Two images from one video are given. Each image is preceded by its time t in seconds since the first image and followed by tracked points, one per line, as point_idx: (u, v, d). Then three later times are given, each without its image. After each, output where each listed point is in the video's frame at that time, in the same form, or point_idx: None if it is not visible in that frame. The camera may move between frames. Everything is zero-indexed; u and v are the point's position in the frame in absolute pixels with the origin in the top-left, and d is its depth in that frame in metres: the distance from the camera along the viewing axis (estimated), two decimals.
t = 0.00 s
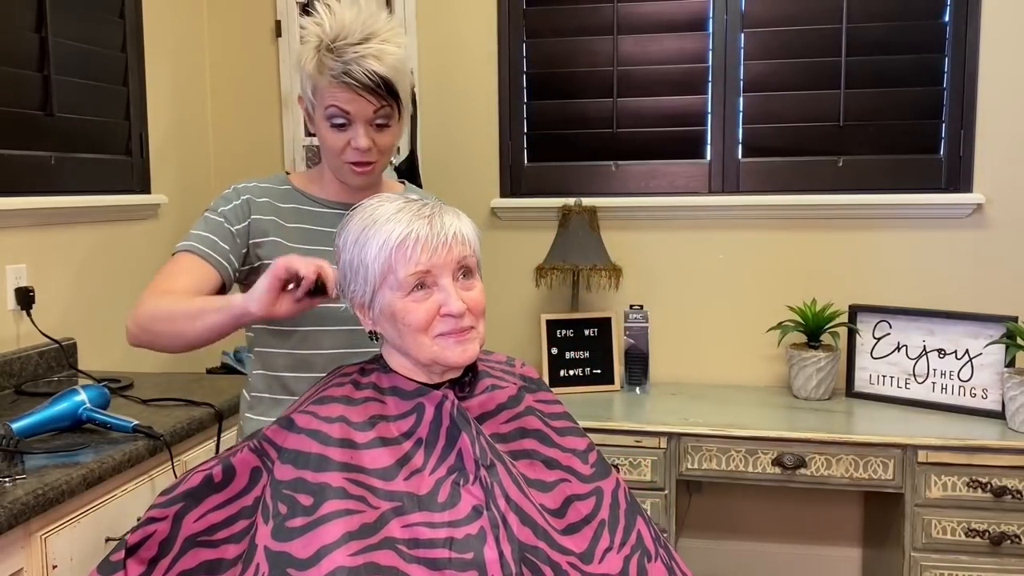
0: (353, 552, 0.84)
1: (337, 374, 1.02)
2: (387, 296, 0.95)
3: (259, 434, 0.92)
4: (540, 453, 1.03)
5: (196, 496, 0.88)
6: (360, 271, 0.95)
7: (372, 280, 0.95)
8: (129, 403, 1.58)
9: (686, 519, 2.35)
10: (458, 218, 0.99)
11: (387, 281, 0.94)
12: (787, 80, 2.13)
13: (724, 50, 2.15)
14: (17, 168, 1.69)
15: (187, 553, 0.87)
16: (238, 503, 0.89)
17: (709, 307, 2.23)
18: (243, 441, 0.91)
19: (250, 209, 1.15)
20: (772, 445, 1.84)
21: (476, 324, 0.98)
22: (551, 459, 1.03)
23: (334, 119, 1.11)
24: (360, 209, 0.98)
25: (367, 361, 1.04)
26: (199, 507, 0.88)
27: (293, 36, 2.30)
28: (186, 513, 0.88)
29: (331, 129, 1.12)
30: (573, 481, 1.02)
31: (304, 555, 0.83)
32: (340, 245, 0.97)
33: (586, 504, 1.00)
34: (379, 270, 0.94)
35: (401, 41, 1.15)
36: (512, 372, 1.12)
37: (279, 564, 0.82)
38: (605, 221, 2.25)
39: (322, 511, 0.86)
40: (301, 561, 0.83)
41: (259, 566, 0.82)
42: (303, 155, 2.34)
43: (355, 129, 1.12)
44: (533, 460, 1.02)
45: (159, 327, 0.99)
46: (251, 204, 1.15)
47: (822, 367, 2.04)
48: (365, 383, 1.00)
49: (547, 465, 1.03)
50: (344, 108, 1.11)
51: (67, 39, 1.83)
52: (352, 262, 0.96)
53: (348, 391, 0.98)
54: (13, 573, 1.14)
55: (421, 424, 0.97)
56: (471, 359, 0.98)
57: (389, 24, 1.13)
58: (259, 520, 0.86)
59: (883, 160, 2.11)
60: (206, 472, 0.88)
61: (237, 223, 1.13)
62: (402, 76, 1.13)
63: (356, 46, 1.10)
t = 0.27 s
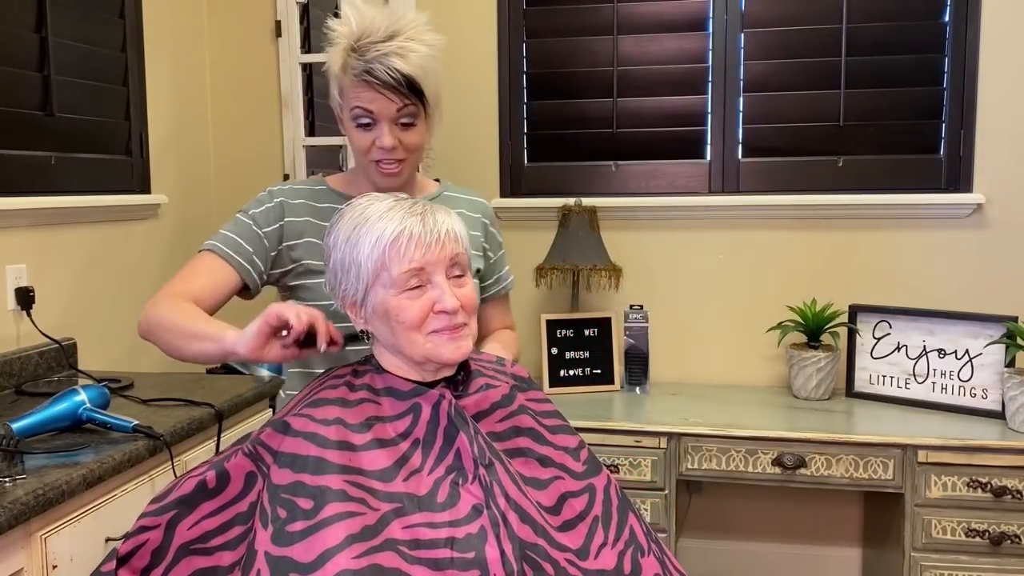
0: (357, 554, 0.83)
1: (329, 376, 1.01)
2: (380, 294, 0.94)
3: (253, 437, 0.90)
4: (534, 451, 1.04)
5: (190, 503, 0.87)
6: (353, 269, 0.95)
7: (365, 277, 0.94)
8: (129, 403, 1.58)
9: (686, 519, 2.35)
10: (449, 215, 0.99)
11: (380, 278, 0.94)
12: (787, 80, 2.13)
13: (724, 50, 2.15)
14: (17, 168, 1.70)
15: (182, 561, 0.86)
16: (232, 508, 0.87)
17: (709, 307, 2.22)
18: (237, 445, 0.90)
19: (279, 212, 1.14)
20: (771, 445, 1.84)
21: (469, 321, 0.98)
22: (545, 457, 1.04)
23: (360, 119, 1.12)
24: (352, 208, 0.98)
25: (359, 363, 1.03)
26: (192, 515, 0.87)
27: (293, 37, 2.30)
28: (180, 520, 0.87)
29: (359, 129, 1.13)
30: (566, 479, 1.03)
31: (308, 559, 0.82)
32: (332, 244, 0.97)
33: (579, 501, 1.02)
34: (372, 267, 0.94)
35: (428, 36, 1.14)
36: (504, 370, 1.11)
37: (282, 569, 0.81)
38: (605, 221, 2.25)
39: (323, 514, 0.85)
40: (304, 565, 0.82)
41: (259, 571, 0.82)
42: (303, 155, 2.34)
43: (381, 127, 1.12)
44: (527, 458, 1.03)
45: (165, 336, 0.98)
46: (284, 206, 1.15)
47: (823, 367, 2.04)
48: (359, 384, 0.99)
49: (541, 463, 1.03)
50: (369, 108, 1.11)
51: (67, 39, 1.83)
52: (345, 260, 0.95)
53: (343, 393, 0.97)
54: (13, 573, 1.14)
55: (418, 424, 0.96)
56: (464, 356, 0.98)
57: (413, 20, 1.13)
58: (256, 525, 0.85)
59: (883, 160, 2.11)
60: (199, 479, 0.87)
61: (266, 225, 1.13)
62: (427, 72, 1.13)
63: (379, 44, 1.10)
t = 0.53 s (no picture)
0: (364, 558, 0.83)
1: (322, 377, 0.99)
2: (385, 287, 0.94)
3: (249, 441, 0.88)
4: (529, 450, 1.04)
5: (185, 510, 0.83)
6: (359, 262, 0.95)
7: (371, 271, 0.94)
8: (129, 403, 1.58)
9: (686, 519, 2.35)
10: (454, 217, 1.00)
11: (386, 272, 0.94)
12: (787, 80, 2.13)
13: (724, 50, 2.15)
14: (17, 168, 1.70)
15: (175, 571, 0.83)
16: (228, 515, 0.84)
17: (709, 307, 2.22)
18: (232, 450, 0.87)
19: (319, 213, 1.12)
20: (771, 445, 1.84)
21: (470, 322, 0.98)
22: (539, 455, 1.05)
23: (394, 114, 1.09)
24: (356, 204, 0.98)
25: (353, 364, 1.02)
26: (188, 523, 0.83)
27: (293, 37, 2.30)
28: (174, 529, 0.83)
29: (392, 124, 1.10)
30: (559, 477, 1.04)
31: (315, 564, 0.81)
32: (335, 238, 0.96)
33: (572, 498, 1.03)
34: (379, 260, 0.94)
35: (466, 30, 1.11)
36: (495, 369, 1.10)
37: None
38: (605, 221, 2.25)
39: (327, 519, 0.84)
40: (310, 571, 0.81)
41: None
42: (303, 155, 2.34)
43: (412, 121, 1.09)
44: (522, 457, 1.03)
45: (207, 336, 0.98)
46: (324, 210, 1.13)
47: (823, 367, 2.04)
48: (355, 386, 0.98)
49: (535, 461, 1.04)
50: (400, 102, 1.08)
51: (67, 39, 1.83)
52: (350, 254, 0.95)
53: (340, 395, 0.96)
54: (13, 572, 1.14)
55: (417, 425, 0.96)
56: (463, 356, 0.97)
57: (450, 12, 1.11)
58: (258, 531, 0.83)
59: (883, 160, 2.11)
60: (195, 485, 0.83)
61: (302, 227, 1.11)
62: (462, 65, 1.09)
63: (412, 38, 1.08)
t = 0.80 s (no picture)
0: (373, 562, 0.82)
1: (315, 382, 0.99)
2: (403, 284, 0.94)
3: (246, 447, 0.87)
4: (522, 449, 1.05)
5: (182, 520, 0.81)
6: (379, 255, 0.94)
7: (391, 266, 0.94)
8: (129, 403, 1.58)
9: (686, 519, 2.35)
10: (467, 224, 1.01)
11: (406, 269, 0.94)
12: (787, 80, 2.13)
13: (724, 50, 2.15)
14: (17, 168, 1.70)
15: None
16: (227, 523, 0.82)
17: (709, 307, 2.23)
18: (229, 457, 0.85)
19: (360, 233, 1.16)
20: (771, 445, 1.84)
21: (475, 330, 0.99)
22: (532, 454, 1.05)
23: (419, 99, 1.11)
24: (374, 198, 0.97)
25: (347, 368, 1.01)
26: (184, 533, 0.81)
27: (293, 36, 2.30)
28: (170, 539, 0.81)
29: (417, 110, 1.11)
30: (551, 476, 1.04)
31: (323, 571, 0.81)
32: (351, 229, 0.95)
33: (564, 496, 1.03)
34: (401, 256, 0.94)
35: (498, 26, 1.13)
36: (485, 369, 1.10)
37: None
38: (605, 221, 2.25)
39: (333, 525, 0.84)
40: None
41: None
42: (303, 155, 2.34)
43: (435, 107, 1.09)
44: (516, 456, 1.04)
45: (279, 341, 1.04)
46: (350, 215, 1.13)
47: (822, 367, 2.04)
48: (351, 390, 0.98)
49: (529, 460, 1.04)
50: (426, 88, 1.10)
51: (67, 39, 1.83)
52: (368, 248, 0.94)
53: (336, 399, 0.96)
54: (13, 572, 1.13)
55: (416, 428, 0.96)
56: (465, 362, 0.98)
57: (484, 5, 1.13)
58: (260, 539, 0.82)
59: (882, 160, 2.11)
60: (190, 494, 0.81)
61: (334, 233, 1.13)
62: (491, 55, 1.10)
63: (445, 25, 1.10)
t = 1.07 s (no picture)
0: (384, 566, 0.83)
1: (309, 387, 0.98)
2: (421, 286, 0.94)
3: (244, 453, 0.85)
4: (515, 449, 1.07)
5: (180, 530, 0.78)
6: (401, 255, 0.93)
7: (412, 267, 0.93)
8: (129, 403, 1.58)
9: (686, 520, 2.35)
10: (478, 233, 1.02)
11: (427, 272, 0.94)
12: (787, 80, 2.13)
13: (724, 50, 2.15)
14: (17, 168, 1.70)
15: None
16: (227, 532, 0.80)
17: (709, 307, 2.23)
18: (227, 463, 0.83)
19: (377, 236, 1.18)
20: (771, 445, 1.84)
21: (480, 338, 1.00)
22: (524, 454, 1.07)
23: (471, 93, 1.12)
24: (394, 197, 0.96)
25: (342, 370, 1.01)
26: (183, 543, 0.78)
27: (293, 37, 2.30)
28: (168, 550, 0.78)
29: (465, 101, 1.12)
30: (541, 474, 1.07)
31: None
32: (372, 225, 0.94)
33: (554, 494, 1.05)
34: (423, 259, 0.93)
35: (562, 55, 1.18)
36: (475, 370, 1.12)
37: None
38: (604, 221, 2.25)
39: (341, 530, 0.84)
40: None
41: None
42: (303, 155, 2.34)
43: (486, 105, 1.11)
44: (510, 456, 1.06)
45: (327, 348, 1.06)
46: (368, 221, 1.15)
47: (822, 367, 2.04)
48: (348, 393, 0.97)
49: (522, 460, 1.06)
50: (484, 85, 1.11)
51: (68, 39, 1.83)
52: (389, 246, 0.93)
53: (336, 403, 0.95)
54: (13, 572, 1.14)
55: (416, 429, 0.97)
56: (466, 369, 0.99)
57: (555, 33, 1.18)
58: (264, 547, 0.81)
59: (882, 160, 2.11)
60: (190, 503, 0.79)
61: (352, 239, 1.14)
62: (552, 78, 1.15)
63: (523, 33, 1.13)
